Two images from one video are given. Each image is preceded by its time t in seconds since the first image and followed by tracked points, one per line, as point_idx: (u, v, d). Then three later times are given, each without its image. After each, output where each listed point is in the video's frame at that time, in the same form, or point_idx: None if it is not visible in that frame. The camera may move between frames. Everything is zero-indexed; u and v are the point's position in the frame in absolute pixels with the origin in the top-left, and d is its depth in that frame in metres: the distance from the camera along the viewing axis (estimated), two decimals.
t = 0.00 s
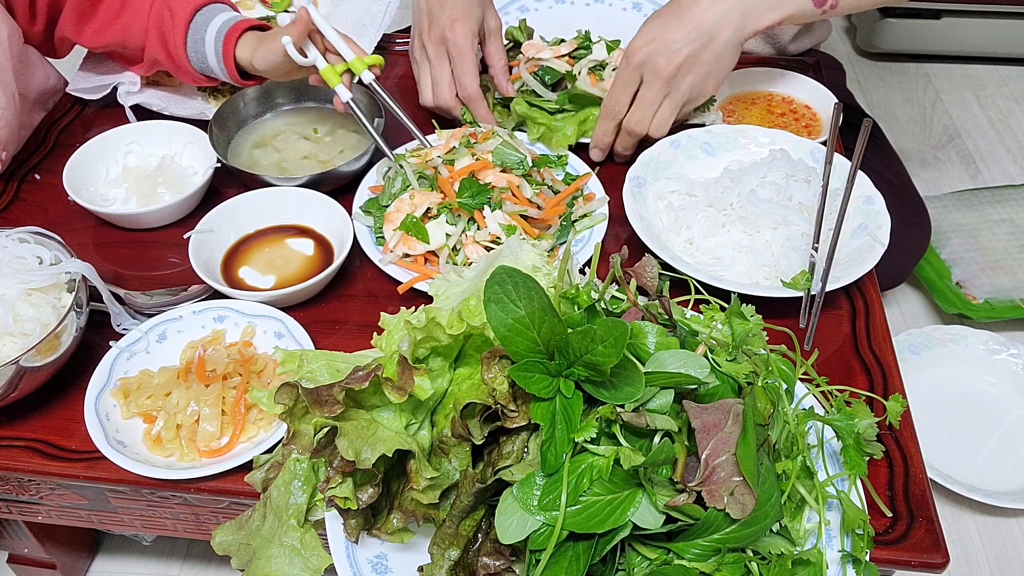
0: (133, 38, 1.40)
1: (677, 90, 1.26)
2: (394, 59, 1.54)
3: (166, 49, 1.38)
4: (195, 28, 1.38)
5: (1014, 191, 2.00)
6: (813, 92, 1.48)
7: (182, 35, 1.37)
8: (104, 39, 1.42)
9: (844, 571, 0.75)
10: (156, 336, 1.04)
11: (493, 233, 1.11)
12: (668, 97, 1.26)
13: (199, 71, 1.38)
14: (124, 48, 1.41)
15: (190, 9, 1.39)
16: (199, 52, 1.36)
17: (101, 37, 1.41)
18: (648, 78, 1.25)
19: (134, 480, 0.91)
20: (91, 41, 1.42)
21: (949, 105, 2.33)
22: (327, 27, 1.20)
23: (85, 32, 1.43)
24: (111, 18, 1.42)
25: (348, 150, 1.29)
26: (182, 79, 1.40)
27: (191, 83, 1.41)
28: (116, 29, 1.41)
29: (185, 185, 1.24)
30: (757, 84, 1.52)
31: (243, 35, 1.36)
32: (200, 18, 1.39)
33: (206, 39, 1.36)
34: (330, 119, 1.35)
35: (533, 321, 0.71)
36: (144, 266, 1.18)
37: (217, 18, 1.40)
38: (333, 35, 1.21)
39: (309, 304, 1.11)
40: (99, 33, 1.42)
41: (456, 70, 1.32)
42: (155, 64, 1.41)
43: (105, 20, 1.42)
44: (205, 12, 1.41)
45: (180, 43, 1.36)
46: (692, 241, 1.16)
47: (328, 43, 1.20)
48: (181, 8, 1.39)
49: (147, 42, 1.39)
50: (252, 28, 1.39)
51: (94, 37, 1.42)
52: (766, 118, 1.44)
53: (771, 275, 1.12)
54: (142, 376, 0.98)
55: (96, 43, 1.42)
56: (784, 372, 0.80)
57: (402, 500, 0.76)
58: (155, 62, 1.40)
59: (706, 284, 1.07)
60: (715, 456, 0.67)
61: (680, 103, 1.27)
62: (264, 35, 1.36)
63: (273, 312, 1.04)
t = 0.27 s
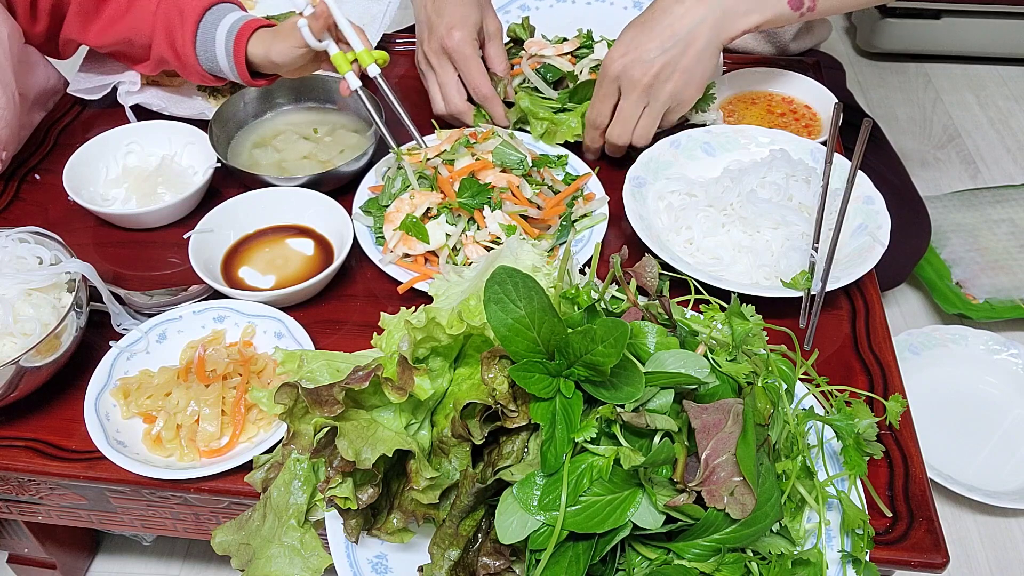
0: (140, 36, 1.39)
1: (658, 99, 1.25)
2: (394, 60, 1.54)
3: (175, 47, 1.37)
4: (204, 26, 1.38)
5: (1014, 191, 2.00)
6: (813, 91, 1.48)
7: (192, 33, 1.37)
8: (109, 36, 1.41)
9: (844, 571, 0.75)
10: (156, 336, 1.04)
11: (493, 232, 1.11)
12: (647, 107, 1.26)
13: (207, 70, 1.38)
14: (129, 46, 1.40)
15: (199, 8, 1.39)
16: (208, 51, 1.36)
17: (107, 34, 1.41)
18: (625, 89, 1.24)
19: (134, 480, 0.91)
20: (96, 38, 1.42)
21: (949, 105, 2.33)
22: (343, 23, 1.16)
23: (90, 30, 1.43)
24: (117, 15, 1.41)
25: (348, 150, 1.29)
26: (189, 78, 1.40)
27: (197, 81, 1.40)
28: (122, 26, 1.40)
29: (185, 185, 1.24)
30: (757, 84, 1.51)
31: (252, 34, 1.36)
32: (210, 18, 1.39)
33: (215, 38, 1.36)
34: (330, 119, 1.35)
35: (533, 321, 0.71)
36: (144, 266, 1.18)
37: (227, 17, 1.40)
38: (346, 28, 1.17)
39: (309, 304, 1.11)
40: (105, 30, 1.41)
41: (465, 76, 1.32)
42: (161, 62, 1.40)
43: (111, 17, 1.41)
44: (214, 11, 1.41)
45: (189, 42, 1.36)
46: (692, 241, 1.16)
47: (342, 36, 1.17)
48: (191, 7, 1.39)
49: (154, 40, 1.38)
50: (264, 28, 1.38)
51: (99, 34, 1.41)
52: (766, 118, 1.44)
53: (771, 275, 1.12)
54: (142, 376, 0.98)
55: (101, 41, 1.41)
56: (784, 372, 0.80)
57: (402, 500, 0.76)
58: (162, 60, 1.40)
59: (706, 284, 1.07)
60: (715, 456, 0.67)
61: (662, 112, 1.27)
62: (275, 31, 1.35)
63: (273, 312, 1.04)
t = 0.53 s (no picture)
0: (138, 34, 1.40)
1: (658, 96, 1.25)
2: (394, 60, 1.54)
3: (173, 44, 1.38)
4: (203, 24, 1.39)
5: (1014, 191, 2.00)
6: (813, 91, 1.48)
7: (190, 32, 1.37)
8: (108, 35, 1.41)
9: (844, 571, 0.75)
10: (156, 336, 1.04)
11: (493, 232, 1.11)
12: (648, 106, 1.26)
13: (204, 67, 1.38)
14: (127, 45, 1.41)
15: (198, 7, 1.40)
16: (206, 49, 1.37)
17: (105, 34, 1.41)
18: (625, 87, 1.26)
19: (134, 480, 0.91)
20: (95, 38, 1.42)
21: (949, 105, 2.33)
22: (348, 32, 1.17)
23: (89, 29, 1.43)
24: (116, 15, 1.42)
25: (347, 150, 1.29)
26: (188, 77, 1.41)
27: (196, 81, 1.41)
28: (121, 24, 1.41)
29: (185, 185, 1.24)
30: (757, 84, 1.52)
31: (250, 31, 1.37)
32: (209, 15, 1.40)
33: (213, 38, 1.37)
34: (330, 119, 1.35)
35: (533, 321, 0.71)
36: (144, 266, 1.18)
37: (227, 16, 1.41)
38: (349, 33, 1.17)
39: (309, 304, 1.11)
40: (104, 30, 1.41)
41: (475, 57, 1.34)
42: (159, 62, 1.40)
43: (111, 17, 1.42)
44: (213, 11, 1.41)
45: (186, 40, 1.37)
46: (692, 241, 1.16)
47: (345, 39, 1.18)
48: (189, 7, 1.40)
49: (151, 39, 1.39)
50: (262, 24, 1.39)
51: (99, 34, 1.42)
52: (766, 118, 1.44)
53: (771, 275, 1.12)
54: (142, 376, 0.98)
55: (100, 40, 1.42)
56: (784, 372, 0.80)
57: (402, 500, 0.76)
58: (161, 59, 1.40)
59: (706, 284, 1.07)
60: (715, 456, 0.67)
61: (663, 110, 1.27)
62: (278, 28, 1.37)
63: (273, 312, 1.04)
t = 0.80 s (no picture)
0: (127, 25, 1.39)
1: (671, 94, 1.26)
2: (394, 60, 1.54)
3: (161, 30, 1.37)
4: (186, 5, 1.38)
5: (1014, 191, 2.00)
6: (814, 91, 1.48)
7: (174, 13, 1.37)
8: (103, 31, 1.41)
9: (844, 571, 0.75)
10: (156, 336, 1.04)
11: (493, 232, 1.11)
12: (659, 103, 1.26)
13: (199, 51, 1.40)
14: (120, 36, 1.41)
15: None
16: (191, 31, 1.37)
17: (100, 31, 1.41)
18: (638, 84, 1.26)
19: (134, 480, 0.91)
20: (90, 34, 1.42)
21: (949, 105, 2.33)
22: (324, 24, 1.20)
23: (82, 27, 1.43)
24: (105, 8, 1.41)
25: (348, 150, 1.29)
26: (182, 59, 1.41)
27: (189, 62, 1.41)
28: (111, 17, 1.40)
29: (185, 185, 1.24)
30: (758, 84, 1.52)
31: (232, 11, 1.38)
32: None
33: (196, 16, 1.36)
34: (330, 119, 1.35)
35: (533, 321, 0.71)
36: (144, 266, 1.18)
37: None
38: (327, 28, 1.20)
39: (309, 304, 1.11)
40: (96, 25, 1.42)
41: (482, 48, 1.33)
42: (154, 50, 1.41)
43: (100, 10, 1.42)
44: None
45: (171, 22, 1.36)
46: (692, 241, 1.16)
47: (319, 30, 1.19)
48: None
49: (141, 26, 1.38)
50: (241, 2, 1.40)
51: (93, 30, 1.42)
52: (766, 118, 1.44)
53: (771, 275, 1.12)
54: (142, 376, 0.98)
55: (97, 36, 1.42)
56: (784, 372, 0.80)
57: (402, 500, 0.76)
58: (154, 47, 1.40)
59: (707, 284, 1.07)
60: (715, 456, 0.67)
61: (674, 108, 1.27)
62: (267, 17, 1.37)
63: (273, 312, 1.04)
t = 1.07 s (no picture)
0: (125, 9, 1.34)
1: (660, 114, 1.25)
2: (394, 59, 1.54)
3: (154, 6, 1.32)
4: None
5: (1014, 190, 2.00)
6: (813, 91, 1.48)
7: None
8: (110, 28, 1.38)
9: (844, 571, 0.75)
10: (156, 336, 1.04)
11: (493, 232, 1.11)
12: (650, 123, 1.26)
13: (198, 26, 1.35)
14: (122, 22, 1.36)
15: None
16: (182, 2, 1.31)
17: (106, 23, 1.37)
18: (626, 106, 1.25)
19: (134, 480, 0.91)
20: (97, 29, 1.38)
21: (949, 105, 2.33)
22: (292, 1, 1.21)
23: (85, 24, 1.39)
24: None
25: (348, 150, 1.29)
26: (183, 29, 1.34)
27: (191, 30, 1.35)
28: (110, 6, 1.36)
29: (185, 185, 1.24)
30: (758, 84, 1.52)
31: None
32: None
33: None
34: (330, 120, 1.35)
35: (533, 321, 0.71)
36: (144, 266, 1.18)
37: None
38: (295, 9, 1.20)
39: (309, 304, 1.11)
40: (99, 17, 1.37)
41: (481, 56, 1.34)
42: (158, 32, 1.35)
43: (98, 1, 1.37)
44: None
45: None
46: (692, 241, 1.16)
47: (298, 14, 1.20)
48: None
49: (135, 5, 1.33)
50: None
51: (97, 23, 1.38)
52: (766, 118, 1.44)
53: (771, 275, 1.12)
54: (142, 376, 0.98)
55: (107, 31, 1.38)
56: (784, 372, 0.80)
57: (402, 500, 0.76)
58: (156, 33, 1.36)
59: (707, 284, 1.07)
60: (715, 456, 0.67)
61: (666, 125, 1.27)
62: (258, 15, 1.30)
63: (273, 312, 1.04)
